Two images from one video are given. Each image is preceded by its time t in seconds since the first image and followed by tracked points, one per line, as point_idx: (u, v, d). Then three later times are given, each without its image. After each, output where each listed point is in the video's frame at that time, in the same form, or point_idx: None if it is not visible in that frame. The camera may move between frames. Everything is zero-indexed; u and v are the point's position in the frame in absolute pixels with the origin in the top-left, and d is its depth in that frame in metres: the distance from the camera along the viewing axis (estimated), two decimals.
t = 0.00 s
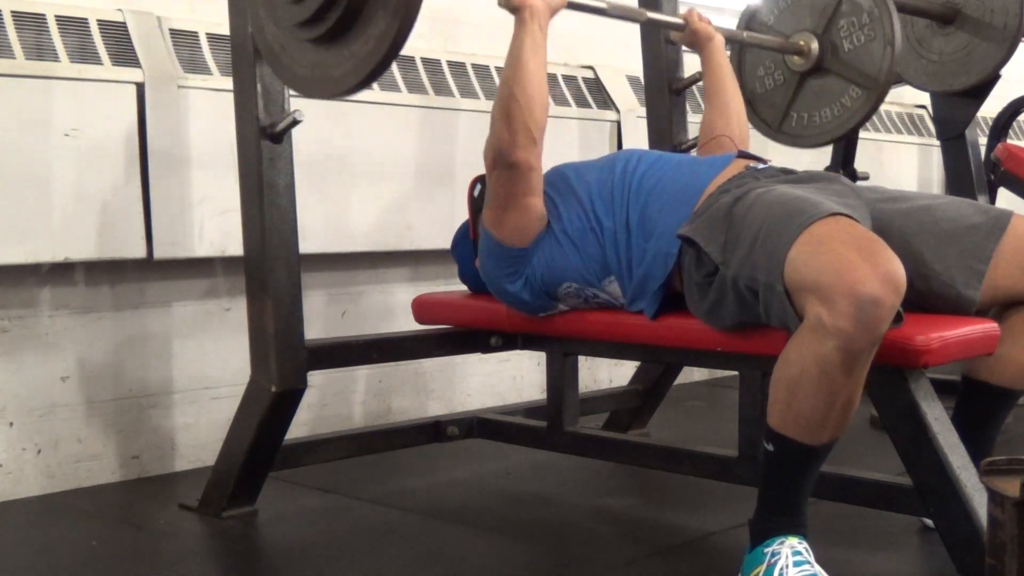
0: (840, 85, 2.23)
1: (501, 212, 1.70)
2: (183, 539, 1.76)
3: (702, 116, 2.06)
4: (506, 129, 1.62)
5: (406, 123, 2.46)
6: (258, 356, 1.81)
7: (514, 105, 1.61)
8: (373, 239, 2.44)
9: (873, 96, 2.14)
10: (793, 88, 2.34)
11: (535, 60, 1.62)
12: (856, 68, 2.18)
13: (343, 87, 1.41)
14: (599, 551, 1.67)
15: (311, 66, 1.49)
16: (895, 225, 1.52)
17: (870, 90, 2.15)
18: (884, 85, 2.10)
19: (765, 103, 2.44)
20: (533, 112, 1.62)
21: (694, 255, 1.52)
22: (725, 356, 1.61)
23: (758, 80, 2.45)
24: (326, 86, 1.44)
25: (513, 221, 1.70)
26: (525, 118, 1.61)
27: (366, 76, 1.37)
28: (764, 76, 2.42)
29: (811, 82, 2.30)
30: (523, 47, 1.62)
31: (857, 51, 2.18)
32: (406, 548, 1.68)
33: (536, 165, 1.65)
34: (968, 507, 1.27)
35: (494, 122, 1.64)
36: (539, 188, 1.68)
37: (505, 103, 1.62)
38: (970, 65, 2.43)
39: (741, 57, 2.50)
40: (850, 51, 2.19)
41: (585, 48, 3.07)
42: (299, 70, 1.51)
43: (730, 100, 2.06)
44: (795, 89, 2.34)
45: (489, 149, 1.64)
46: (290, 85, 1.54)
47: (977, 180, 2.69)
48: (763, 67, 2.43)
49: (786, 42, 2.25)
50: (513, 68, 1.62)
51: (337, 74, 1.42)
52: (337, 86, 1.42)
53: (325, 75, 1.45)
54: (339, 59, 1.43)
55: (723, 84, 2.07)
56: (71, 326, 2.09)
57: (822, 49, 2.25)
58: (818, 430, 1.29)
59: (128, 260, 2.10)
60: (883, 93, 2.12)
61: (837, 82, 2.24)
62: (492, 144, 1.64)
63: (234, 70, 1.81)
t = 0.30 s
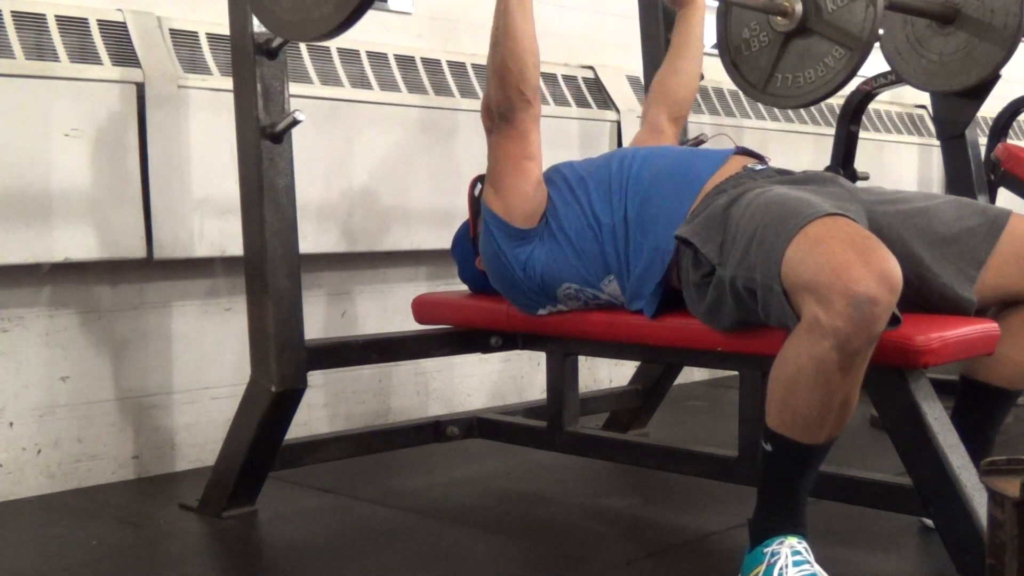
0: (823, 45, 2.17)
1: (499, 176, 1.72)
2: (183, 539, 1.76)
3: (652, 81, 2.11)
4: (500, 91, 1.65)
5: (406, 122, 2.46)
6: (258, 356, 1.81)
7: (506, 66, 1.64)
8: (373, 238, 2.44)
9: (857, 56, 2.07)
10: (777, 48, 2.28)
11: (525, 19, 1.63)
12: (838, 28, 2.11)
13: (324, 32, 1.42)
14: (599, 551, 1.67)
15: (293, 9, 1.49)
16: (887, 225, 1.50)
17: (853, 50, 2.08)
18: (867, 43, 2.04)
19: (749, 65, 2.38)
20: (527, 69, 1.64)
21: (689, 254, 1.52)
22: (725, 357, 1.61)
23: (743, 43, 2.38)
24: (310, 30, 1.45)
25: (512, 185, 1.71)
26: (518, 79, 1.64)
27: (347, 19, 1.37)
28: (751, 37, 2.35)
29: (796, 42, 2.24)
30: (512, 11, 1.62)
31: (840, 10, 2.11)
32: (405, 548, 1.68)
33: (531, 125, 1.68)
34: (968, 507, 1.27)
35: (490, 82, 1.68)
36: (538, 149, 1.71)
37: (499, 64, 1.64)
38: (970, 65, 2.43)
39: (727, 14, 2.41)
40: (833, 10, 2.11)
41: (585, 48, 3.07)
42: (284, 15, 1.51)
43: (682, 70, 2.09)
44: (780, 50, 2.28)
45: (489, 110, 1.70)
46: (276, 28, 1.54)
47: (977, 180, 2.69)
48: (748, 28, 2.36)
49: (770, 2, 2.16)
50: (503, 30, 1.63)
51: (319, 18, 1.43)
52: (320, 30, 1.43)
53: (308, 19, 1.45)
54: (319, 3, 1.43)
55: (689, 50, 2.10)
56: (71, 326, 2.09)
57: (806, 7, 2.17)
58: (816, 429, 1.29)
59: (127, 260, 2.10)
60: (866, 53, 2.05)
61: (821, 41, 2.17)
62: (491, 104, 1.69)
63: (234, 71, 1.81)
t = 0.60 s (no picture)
0: (814, 48, 2.22)
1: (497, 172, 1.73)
2: (183, 539, 1.76)
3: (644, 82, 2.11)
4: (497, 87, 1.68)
5: (406, 122, 2.46)
6: (258, 355, 1.81)
7: (501, 61, 1.66)
8: (373, 238, 2.44)
9: (847, 58, 2.13)
10: (769, 50, 2.33)
11: (518, 15, 1.65)
12: (830, 31, 2.17)
13: (315, 24, 1.42)
14: (599, 551, 1.66)
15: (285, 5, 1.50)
16: (888, 224, 1.50)
17: (843, 53, 2.14)
18: (859, 45, 2.09)
19: (740, 66, 2.43)
20: (522, 65, 1.66)
21: (686, 253, 1.52)
22: (724, 356, 1.61)
23: (736, 43, 2.43)
24: (301, 24, 1.45)
25: (510, 181, 1.72)
26: (513, 75, 1.66)
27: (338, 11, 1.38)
28: (743, 39, 2.40)
29: (788, 44, 2.29)
30: (506, 6, 1.65)
31: (830, 14, 2.17)
32: (405, 548, 1.68)
33: (529, 121, 1.69)
34: (968, 507, 1.27)
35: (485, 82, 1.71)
36: (537, 145, 1.72)
37: (493, 62, 1.67)
38: (970, 65, 2.43)
39: (721, 15, 2.47)
40: (824, 13, 2.17)
41: (584, 48, 3.07)
42: (274, 10, 1.52)
43: (672, 71, 2.09)
44: (771, 52, 2.33)
45: (488, 110, 1.73)
46: (266, 25, 1.55)
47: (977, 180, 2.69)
48: (741, 30, 2.41)
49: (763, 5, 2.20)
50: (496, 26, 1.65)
51: (310, 12, 1.43)
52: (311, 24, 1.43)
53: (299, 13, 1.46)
54: None
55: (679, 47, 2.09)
56: (70, 326, 2.09)
57: (797, 11, 2.22)
58: (812, 428, 1.29)
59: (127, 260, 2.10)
60: (856, 56, 2.11)
61: (812, 44, 2.23)
62: (489, 104, 1.72)
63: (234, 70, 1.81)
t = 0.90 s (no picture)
0: (812, 50, 2.23)
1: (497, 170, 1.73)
2: (183, 539, 1.76)
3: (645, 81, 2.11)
4: (497, 86, 1.68)
5: (406, 122, 2.46)
6: (258, 355, 1.81)
7: (502, 60, 1.66)
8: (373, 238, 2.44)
9: (845, 61, 2.14)
10: (767, 53, 2.33)
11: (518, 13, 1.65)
12: (828, 34, 2.19)
13: (314, 24, 1.42)
14: (599, 551, 1.66)
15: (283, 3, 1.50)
16: (889, 225, 1.50)
17: (842, 55, 2.15)
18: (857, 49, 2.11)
19: (738, 67, 2.42)
20: (522, 64, 1.66)
21: (689, 253, 1.52)
22: (724, 356, 1.61)
23: (733, 44, 2.43)
24: (301, 23, 1.45)
25: (512, 180, 1.72)
26: (514, 74, 1.66)
27: (339, 12, 1.38)
28: (740, 41, 2.40)
29: (785, 47, 2.30)
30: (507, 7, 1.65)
31: (829, 17, 2.18)
32: (405, 548, 1.68)
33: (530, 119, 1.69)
34: (968, 506, 1.27)
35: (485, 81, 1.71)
36: (537, 143, 1.72)
37: (494, 62, 1.67)
38: (970, 65, 2.43)
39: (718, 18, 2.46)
40: (822, 16, 2.19)
41: (584, 48, 3.07)
42: (273, 8, 1.52)
43: (673, 70, 2.09)
44: (768, 55, 2.34)
45: (488, 110, 1.72)
46: (265, 22, 1.54)
47: (977, 180, 2.69)
48: (739, 31, 2.40)
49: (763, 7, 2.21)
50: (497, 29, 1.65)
51: (310, 11, 1.43)
52: (310, 22, 1.43)
53: (299, 12, 1.46)
54: None
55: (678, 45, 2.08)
56: (70, 326, 2.09)
57: (796, 14, 2.24)
58: (814, 428, 1.29)
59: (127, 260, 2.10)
60: (854, 59, 2.13)
61: (809, 47, 2.24)
62: (489, 103, 1.72)
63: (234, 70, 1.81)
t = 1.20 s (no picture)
0: (813, 51, 2.24)
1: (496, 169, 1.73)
2: (183, 539, 1.76)
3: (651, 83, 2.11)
4: (497, 88, 1.67)
5: (407, 122, 2.46)
6: (258, 355, 1.81)
7: (502, 63, 1.65)
8: (373, 237, 2.44)
9: (847, 61, 2.16)
10: (767, 54, 2.34)
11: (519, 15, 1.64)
12: (829, 34, 2.20)
13: (318, 28, 1.41)
14: (599, 551, 1.66)
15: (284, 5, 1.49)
16: (891, 225, 1.50)
17: (844, 56, 2.17)
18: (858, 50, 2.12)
19: (738, 70, 2.42)
20: (523, 66, 1.65)
21: (689, 253, 1.52)
22: (724, 356, 1.61)
23: (733, 46, 2.42)
24: (303, 25, 1.45)
25: (512, 182, 1.72)
26: (514, 77, 1.66)
27: (343, 16, 1.37)
28: (740, 43, 2.40)
29: (786, 49, 2.30)
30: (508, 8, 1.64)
31: (830, 17, 2.19)
32: (405, 548, 1.68)
33: (530, 122, 1.69)
34: (968, 506, 1.27)
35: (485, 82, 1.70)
36: (538, 145, 1.71)
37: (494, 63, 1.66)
38: (970, 65, 2.43)
39: (718, 20, 2.46)
40: (823, 17, 2.20)
41: (584, 48, 3.07)
42: (273, 10, 1.51)
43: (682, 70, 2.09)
44: (769, 57, 2.34)
45: (488, 111, 1.71)
46: (265, 24, 1.54)
47: (977, 180, 2.69)
48: (739, 33, 2.40)
49: (763, 9, 2.22)
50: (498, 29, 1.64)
51: (313, 14, 1.42)
52: (313, 25, 1.42)
53: (302, 15, 1.45)
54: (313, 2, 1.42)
55: (682, 54, 2.08)
56: (70, 326, 2.09)
57: (796, 15, 2.24)
58: (815, 428, 1.29)
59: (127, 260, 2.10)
60: (856, 60, 2.15)
61: (810, 48, 2.25)
62: (488, 105, 1.71)
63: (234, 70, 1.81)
